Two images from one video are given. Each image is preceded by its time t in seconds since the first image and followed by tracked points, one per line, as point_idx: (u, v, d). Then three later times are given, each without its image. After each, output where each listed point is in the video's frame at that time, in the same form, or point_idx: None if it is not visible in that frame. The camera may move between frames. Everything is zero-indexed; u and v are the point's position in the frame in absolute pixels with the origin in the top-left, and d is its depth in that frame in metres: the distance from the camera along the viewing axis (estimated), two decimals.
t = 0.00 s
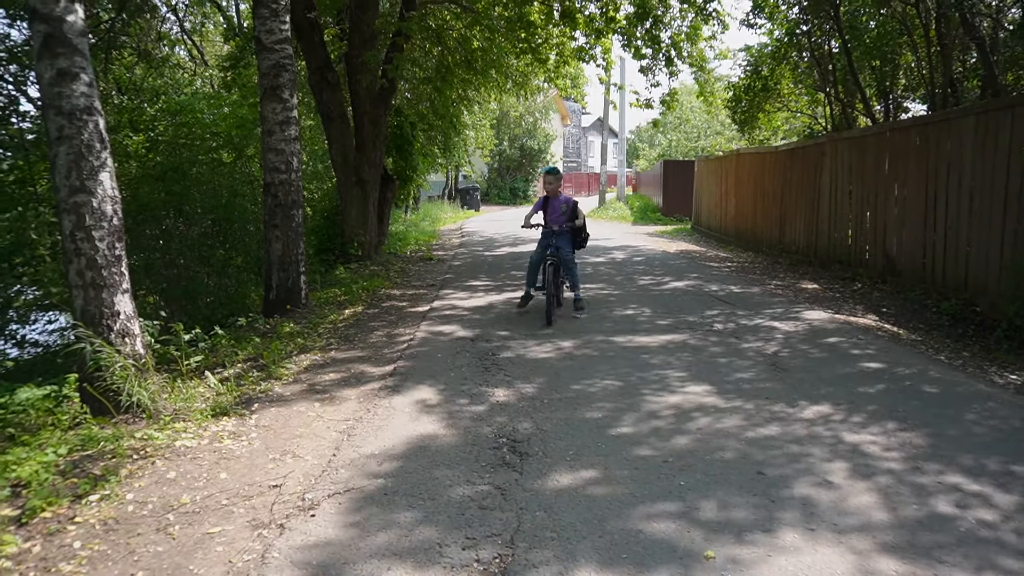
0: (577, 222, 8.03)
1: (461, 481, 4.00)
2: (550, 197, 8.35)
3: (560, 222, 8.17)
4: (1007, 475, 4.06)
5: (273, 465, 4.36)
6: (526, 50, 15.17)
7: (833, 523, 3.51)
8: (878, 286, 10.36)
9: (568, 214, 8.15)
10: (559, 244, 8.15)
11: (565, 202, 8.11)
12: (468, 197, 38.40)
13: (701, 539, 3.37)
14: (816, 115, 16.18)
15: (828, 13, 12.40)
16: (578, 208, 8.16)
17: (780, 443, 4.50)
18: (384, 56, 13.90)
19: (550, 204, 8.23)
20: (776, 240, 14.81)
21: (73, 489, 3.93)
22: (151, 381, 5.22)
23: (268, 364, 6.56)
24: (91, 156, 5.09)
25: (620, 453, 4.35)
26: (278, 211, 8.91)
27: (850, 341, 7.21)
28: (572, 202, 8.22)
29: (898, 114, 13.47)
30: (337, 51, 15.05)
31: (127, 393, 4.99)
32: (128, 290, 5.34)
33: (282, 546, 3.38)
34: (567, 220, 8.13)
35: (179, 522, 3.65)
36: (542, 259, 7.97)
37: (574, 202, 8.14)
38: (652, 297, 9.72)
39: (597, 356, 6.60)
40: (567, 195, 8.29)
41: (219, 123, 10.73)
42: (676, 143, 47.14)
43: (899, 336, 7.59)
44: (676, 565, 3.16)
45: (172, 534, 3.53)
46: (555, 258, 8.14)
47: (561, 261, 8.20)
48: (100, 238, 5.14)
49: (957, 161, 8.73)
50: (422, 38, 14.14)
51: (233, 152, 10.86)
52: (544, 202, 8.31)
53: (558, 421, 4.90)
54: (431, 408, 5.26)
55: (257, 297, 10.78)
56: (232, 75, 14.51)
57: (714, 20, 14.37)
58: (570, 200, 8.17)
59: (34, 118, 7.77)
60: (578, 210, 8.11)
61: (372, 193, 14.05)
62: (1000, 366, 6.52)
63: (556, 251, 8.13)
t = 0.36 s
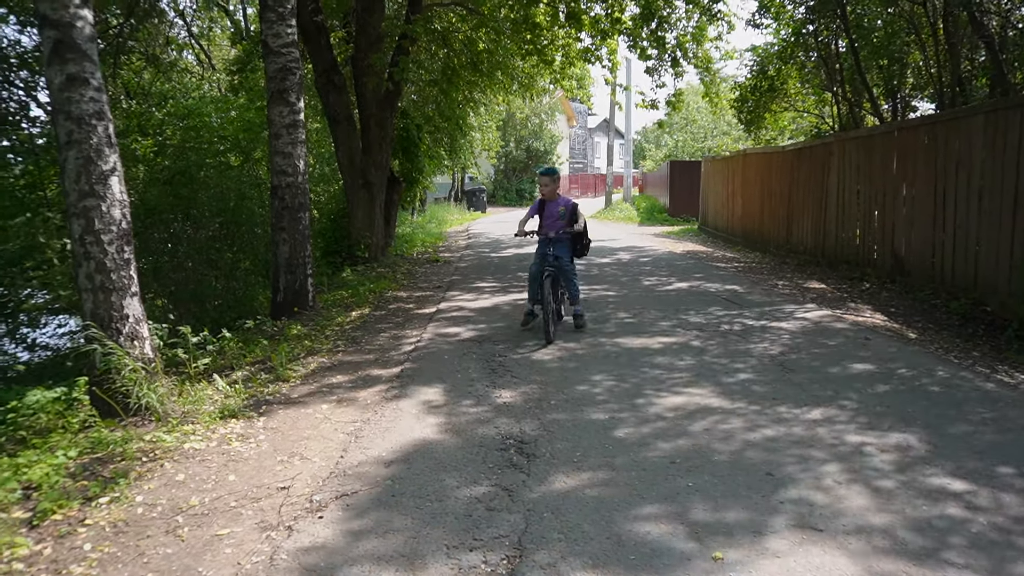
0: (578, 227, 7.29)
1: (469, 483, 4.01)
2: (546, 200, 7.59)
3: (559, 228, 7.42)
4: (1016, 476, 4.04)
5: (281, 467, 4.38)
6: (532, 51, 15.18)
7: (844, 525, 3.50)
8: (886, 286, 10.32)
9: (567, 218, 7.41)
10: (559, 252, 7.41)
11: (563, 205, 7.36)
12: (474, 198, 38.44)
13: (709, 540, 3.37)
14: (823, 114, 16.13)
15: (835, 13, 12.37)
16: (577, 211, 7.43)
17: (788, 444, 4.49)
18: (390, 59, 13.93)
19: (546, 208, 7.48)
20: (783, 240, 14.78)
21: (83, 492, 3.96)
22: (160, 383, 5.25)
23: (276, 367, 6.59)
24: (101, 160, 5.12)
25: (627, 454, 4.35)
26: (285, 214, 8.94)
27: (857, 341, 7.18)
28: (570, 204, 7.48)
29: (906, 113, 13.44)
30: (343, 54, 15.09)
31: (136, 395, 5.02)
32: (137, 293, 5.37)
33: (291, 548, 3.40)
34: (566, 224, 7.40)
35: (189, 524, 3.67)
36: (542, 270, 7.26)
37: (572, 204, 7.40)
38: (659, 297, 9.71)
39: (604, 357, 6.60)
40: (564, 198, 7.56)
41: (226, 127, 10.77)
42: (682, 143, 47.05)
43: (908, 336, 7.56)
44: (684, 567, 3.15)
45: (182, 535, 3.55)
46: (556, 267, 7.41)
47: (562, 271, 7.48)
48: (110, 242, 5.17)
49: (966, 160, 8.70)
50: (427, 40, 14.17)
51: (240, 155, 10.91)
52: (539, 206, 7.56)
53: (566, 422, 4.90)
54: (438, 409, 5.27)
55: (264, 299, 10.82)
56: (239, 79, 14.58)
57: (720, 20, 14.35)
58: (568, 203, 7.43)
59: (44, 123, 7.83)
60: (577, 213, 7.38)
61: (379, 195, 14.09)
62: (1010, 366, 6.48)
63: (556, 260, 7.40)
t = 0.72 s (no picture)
0: (572, 230, 7.03)
1: (472, 484, 4.01)
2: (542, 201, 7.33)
3: (553, 231, 7.16)
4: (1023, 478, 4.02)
5: (285, 467, 4.38)
6: (536, 52, 15.20)
7: (849, 527, 3.48)
8: (892, 287, 10.29)
9: (561, 220, 7.15)
10: (554, 256, 7.16)
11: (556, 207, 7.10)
12: (478, 199, 38.47)
13: (714, 542, 3.35)
14: (828, 115, 16.07)
15: (841, 14, 12.36)
16: (572, 213, 7.15)
17: (792, 446, 4.47)
18: (394, 60, 13.95)
19: (540, 210, 7.23)
20: (788, 240, 14.74)
21: (87, 492, 3.97)
22: (164, 384, 5.26)
23: (280, 367, 6.59)
24: (106, 161, 5.13)
25: (631, 456, 4.34)
26: (290, 214, 8.95)
27: (862, 343, 7.16)
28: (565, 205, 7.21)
29: (912, 113, 13.43)
30: (348, 55, 15.11)
31: (141, 395, 5.03)
32: (142, 293, 5.38)
33: (294, 548, 3.39)
34: (561, 227, 7.14)
35: (193, 524, 3.67)
36: (536, 276, 7.03)
37: (566, 206, 7.13)
38: (663, 299, 9.69)
39: (608, 358, 6.58)
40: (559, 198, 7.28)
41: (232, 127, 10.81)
42: (687, 143, 47.01)
43: (914, 338, 7.53)
44: (689, 569, 3.14)
45: (186, 536, 3.55)
46: (552, 272, 7.18)
47: (558, 275, 7.24)
48: (115, 242, 5.18)
49: (973, 160, 8.66)
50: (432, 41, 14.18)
51: (245, 156, 10.93)
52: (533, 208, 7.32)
53: (570, 423, 4.89)
54: (441, 410, 5.26)
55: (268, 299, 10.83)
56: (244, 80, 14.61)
57: (725, 21, 14.33)
58: (562, 205, 7.16)
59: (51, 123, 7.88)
60: (572, 216, 7.11)
61: (384, 196, 14.10)
62: (1017, 368, 6.45)
63: (551, 265, 7.16)
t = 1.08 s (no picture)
0: (571, 225, 6.96)
1: (472, 479, 3.97)
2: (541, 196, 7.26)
3: (552, 226, 7.09)
4: None
5: (283, 462, 4.35)
6: (537, 45, 15.12)
7: (852, 525, 3.43)
8: (894, 283, 10.24)
9: (560, 215, 7.09)
10: (553, 252, 7.09)
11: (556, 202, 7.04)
12: (479, 192, 38.39)
13: (716, 539, 3.32)
14: (831, 109, 15.94)
15: (845, 7, 12.31)
16: (571, 208, 7.08)
17: (794, 442, 4.44)
18: (395, 52, 13.88)
19: (539, 205, 7.17)
20: (790, 235, 14.69)
21: (83, 486, 3.93)
22: (162, 377, 5.22)
23: (279, 360, 6.56)
24: (103, 152, 5.08)
25: (632, 452, 4.30)
26: (290, 207, 8.90)
27: (865, 338, 7.12)
28: (564, 200, 7.15)
29: (916, 109, 13.25)
30: (349, 47, 15.04)
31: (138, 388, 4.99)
32: (140, 286, 5.34)
33: (291, 545, 3.36)
34: (560, 222, 7.07)
35: (189, 519, 3.63)
36: (535, 271, 6.97)
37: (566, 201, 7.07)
38: (665, 293, 9.65)
39: (609, 353, 6.54)
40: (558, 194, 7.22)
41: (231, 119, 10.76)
42: (688, 138, 46.89)
43: (916, 333, 7.48)
44: (690, 566, 3.10)
45: (182, 531, 3.51)
46: (550, 268, 7.10)
47: (557, 270, 7.17)
48: (112, 234, 5.13)
49: (977, 155, 8.61)
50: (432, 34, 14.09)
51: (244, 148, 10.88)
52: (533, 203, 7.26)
53: (570, 419, 4.85)
54: (441, 405, 5.23)
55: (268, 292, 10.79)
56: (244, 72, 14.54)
57: (727, 14, 14.25)
58: (561, 200, 7.10)
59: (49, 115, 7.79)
60: (571, 211, 7.04)
61: (384, 189, 14.04)
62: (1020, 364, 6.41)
63: (550, 260, 7.09)
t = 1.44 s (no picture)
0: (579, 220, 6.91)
1: (472, 478, 3.91)
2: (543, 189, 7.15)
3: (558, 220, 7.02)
4: None
5: (281, 461, 4.29)
6: (536, 37, 15.01)
7: (860, 523, 3.37)
8: (897, 273, 10.17)
9: (565, 210, 7.02)
10: (558, 246, 7.04)
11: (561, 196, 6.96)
12: (479, 185, 38.30)
13: (719, 538, 3.26)
14: (832, 99, 15.86)
15: None
16: (576, 203, 7.01)
17: (798, 437, 4.38)
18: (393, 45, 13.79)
19: (543, 199, 7.08)
20: (791, 226, 14.61)
21: (78, 487, 3.87)
22: (159, 375, 5.17)
23: (277, 358, 6.51)
24: (96, 148, 5.01)
25: (634, 449, 4.24)
26: (287, 202, 8.83)
27: (868, 330, 7.05)
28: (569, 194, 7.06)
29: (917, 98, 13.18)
30: (346, 41, 14.94)
31: (134, 387, 4.93)
32: (135, 284, 5.28)
33: (287, 546, 3.31)
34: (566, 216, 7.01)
35: (185, 520, 3.58)
36: (540, 265, 6.93)
37: (571, 196, 6.99)
38: (666, 286, 9.58)
39: (610, 347, 6.48)
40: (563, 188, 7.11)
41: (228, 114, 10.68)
42: (688, 129, 46.69)
43: (920, 325, 7.42)
44: (694, 566, 3.05)
45: (178, 533, 3.46)
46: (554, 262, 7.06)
47: (562, 264, 7.12)
48: (106, 232, 5.07)
49: (980, 144, 8.51)
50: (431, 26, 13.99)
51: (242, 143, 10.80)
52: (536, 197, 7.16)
53: (572, 415, 4.79)
54: (441, 401, 5.17)
55: (267, 288, 10.74)
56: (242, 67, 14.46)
57: (727, 4, 14.14)
58: (566, 194, 7.02)
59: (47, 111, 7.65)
60: (577, 207, 6.97)
61: (383, 183, 13.97)
62: None
63: (555, 254, 7.05)
